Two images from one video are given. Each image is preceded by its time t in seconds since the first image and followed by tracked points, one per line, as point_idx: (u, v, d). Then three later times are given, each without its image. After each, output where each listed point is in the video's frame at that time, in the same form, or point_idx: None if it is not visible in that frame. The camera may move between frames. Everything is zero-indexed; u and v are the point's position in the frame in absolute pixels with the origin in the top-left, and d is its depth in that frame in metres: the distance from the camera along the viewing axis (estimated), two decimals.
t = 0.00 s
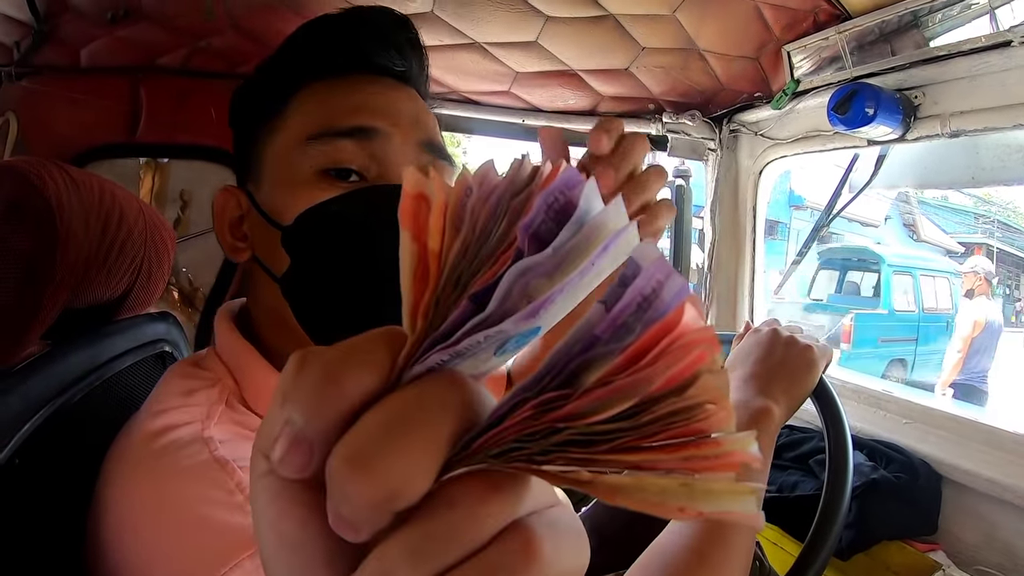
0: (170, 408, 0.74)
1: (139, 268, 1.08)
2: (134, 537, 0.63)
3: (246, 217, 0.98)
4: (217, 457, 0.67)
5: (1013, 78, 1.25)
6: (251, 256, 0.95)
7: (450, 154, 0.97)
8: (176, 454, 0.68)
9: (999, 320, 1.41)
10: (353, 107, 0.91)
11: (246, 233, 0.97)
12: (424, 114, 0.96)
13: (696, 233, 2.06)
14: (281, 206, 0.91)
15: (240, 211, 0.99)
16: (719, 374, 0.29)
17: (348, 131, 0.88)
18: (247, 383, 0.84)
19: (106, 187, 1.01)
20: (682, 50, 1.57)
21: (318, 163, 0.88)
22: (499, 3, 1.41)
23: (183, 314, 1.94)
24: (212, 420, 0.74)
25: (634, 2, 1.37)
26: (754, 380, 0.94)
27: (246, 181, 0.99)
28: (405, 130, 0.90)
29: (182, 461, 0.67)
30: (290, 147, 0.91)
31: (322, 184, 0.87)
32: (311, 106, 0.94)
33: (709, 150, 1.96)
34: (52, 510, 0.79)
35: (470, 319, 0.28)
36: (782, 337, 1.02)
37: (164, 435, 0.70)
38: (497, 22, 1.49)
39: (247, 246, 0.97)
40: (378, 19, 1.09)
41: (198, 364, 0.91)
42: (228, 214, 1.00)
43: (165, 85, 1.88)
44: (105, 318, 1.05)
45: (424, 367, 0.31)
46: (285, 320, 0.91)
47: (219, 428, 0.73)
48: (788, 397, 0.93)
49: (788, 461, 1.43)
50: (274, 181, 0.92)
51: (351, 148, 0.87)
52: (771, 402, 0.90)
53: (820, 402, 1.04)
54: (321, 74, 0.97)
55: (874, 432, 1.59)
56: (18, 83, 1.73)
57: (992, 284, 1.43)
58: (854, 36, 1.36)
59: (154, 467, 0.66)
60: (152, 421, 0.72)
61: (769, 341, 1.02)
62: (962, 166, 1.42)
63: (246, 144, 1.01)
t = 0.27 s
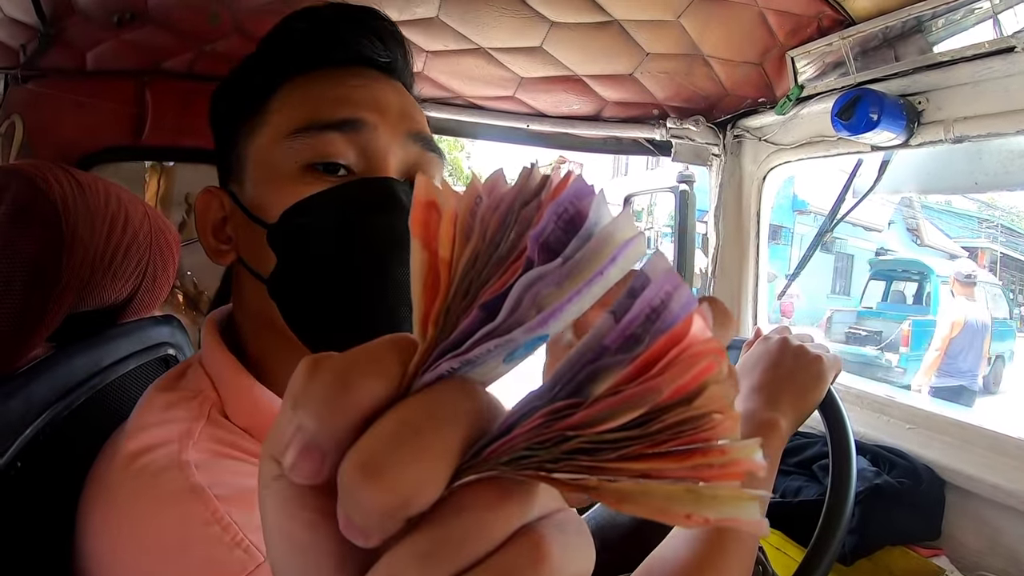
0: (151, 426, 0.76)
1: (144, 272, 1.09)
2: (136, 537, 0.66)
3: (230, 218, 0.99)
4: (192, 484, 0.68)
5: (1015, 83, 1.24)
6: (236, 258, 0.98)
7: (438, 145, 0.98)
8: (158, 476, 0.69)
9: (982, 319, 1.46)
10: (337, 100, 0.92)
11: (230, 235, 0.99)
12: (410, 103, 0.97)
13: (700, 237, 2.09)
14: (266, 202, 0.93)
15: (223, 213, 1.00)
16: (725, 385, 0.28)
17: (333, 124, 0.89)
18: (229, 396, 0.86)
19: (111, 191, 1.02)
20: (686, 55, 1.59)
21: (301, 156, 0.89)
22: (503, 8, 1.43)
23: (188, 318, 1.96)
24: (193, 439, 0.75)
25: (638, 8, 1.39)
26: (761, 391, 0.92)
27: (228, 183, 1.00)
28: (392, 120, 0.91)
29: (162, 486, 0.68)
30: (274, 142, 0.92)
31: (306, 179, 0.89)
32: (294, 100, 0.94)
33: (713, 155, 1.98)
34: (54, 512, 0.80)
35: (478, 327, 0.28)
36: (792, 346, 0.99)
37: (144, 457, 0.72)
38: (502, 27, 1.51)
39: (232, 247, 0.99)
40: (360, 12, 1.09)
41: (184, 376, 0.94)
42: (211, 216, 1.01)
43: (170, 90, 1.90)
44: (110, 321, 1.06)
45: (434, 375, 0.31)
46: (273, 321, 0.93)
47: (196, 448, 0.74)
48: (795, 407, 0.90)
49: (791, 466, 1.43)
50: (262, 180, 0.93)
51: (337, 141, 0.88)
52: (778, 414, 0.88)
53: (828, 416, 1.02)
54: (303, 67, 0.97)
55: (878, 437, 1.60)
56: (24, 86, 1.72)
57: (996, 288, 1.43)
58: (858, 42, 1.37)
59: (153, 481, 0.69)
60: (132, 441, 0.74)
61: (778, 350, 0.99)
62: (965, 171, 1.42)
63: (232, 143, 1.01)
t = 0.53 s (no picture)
0: (155, 431, 0.78)
1: (146, 275, 1.10)
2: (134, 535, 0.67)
3: (256, 225, 0.99)
4: (194, 486, 0.68)
5: (1017, 86, 1.25)
6: (258, 265, 0.99)
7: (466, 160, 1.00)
8: (157, 478, 0.70)
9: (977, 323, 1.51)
10: (363, 110, 0.92)
11: (256, 242, 1.00)
12: (440, 117, 0.98)
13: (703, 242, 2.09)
14: (287, 209, 0.94)
15: (249, 218, 1.01)
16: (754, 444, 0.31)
17: (356, 135, 0.90)
18: (241, 403, 0.88)
19: (115, 195, 1.02)
20: (687, 59, 1.60)
21: (326, 166, 0.91)
22: (505, 12, 1.44)
23: (191, 321, 1.98)
24: (201, 443, 0.77)
25: (640, 12, 1.40)
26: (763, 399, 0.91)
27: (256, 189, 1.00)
28: (418, 135, 0.93)
29: (162, 490, 0.69)
30: (298, 150, 0.93)
31: (330, 191, 0.91)
32: (322, 108, 0.94)
33: (715, 159, 1.99)
34: (59, 510, 0.81)
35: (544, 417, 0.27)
36: (794, 350, 1.01)
37: (145, 462, 0.73)
38: (504, 32, 1.52)
39: (254, 254, 1.00)
40: (392, 23, 1.07)
41: (196, 381, 0.97)
42: (237, 221, 1.01)
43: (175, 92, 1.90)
44: (107, 326, 1.06)
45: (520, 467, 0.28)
46: (286, 327, 0.95)
47: (205, 453, 0.75)
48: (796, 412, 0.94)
49: (793, 470, 1.43)
50: (285, 187, 0.94)
51: (360, 154, 0.90)
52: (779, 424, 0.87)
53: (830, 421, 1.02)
54: (334, 74, 0.96)
55: (878, 441, 1.59)
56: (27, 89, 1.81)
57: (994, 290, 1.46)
58: (859, 46, 1.38)
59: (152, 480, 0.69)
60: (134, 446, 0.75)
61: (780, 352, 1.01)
62: (967, 175, 1.42)
63: (261, 150, 1.01)
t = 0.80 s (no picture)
0: (160, 426, 0.76)
1: (146, 277, 1.10)
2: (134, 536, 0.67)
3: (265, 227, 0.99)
4: (195, 486, 0.68)
5: (1016, 87, 1.24)
6: (266, 269, 0.99)
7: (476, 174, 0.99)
8: (159, 478, 0.70)
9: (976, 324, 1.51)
10: (379, 121, 0.92)
11: (263, 244, 1.00)
12: (453, 130, 0.98)
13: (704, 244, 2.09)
14: (297, 217, 0.94)
15: (257, 221, 1.01)
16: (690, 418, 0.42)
17: (371, 146, 0.90)
18: (241, 402, 0.87)
19: (114, 197, 1.03)
20: (686, 62, 1.61)
21: (340, 175, 0.91)
22: (504, 16, 1.44)
23: (191, 323, 1.98)
24: (201, 444, 0.77)
25: (639, 15, 1.40)
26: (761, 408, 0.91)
27: (266, 191, 1.00)
28: (431, 146, 0.93)
29: (166, 488, 0.68)
30: (312, 158, 0.92)
31: (343, 199, 0.91)
32: (337, 115, 0.94)
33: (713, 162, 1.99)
34: (58, 511, 0.81)
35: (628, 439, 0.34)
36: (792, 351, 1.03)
37: (148, 459, 0.71)
38: (503, 34, 1.52)
39: (263, 255, 1.00)
40: (410, 33, 1.08)
41: (199, 380, 0.96)
42: (246, 221, 1.01)
43: (175, 94, 1.91)
44: (107, 326, 1.06)
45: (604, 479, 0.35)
46: (291, 332, 0.94)
47: (204, 453, 0.75)
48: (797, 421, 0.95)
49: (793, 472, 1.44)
50: (295, 195, 0.94)
51: (374, 165, 0.90)
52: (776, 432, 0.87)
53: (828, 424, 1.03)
54: (352, 81, 0.96)
55: (878, 444, 1.58)
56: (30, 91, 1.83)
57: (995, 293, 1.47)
58: (858, 48, 1.39)
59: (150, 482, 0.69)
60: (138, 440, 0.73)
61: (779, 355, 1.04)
62: (966, 177, 1.42)
63: (269, 156, 1.02)
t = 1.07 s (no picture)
0: (155, 430, 0.76)
1: (143, 278, 1.10)
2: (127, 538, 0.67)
3: (259, 229, 0.99)
4: (192, 483, 0.68)
5: (1013, 87, 1.25)
6: (261, 272, 0.99)
7: (468, 175, 1.00)
8: (155, 479, 0.69)
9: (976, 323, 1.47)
10: (370, 124, 0.91)
11: (258, 247, 1.00)
12: (446, 132, 0.98)
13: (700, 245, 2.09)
14: (290, 222, 0.93)
15: (252, 222, 1.00)
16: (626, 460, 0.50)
17: (363, 151, 0.89)
18: (241, 403, 0.87)
19: (111, 198, 1.03)
20: (683, 62, 1.61)
21: (332, 180, 0.90)
22: (501, 17, 1.45)
23: (188, 324, 1.98)
24: (200, 444, 0.76)
25: (637, 16, 1.40)
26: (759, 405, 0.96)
27: (259, 194, 0.99)
28: (424, 150, 0.93)
29: (162, 487, 0.68)
30: (303, 162, 0.92)
31: (335, 204, 0.91)
32: (326, 119, 0.93)
33: (712, 162, 2.00)
34: (54, 513, 0.81)
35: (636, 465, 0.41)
36: (789, 352, 1.04)
37: (145, 459, 0.71)
38: (499, 35, 1.53)
39: (258, 260, 1.00)
40: (398, 35, 1.07)
41: (196, 383, 0.95)
42: (240, 224, 1.00)
43: (171, 96, 1.91)
44: (106, 327, 1.06)
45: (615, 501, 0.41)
46: (288, 336, 0.94)
47: (202, 451, 0.75)
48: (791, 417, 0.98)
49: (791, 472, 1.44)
50: (288, 199, 0.93)
51: (366, 170, 0.89)
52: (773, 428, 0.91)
53: (826, 422, 1.03)
54: (342, 85, 0.96)
55: (878, 445, 1.58)
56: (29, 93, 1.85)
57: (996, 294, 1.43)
58: (854, 48, 1.39)
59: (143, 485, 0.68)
60: (134, 442, 0.74)
61: (776, 356, 1.06)
62: (964, 176, 1.42)
63: (263, 156, 1.01)
